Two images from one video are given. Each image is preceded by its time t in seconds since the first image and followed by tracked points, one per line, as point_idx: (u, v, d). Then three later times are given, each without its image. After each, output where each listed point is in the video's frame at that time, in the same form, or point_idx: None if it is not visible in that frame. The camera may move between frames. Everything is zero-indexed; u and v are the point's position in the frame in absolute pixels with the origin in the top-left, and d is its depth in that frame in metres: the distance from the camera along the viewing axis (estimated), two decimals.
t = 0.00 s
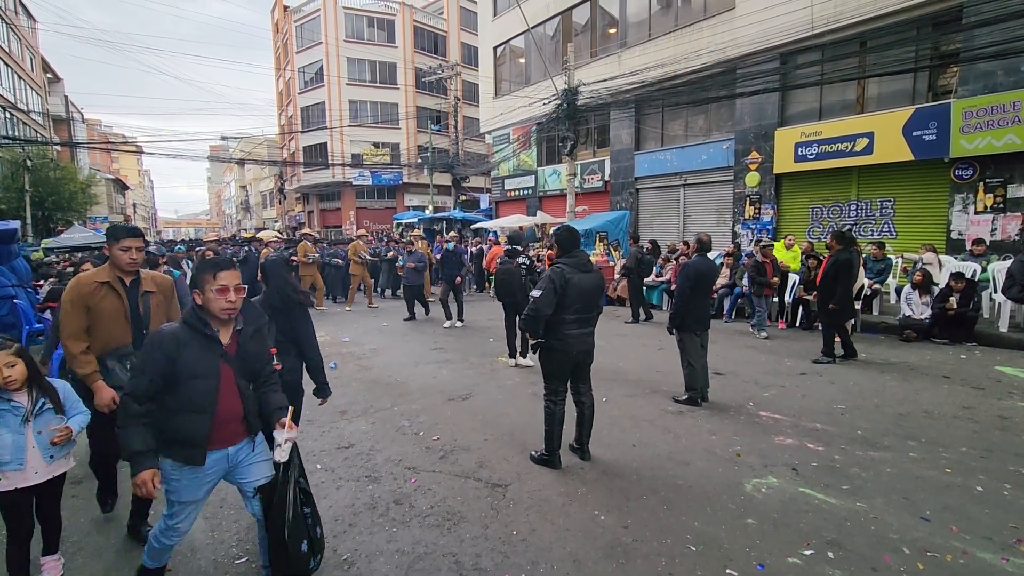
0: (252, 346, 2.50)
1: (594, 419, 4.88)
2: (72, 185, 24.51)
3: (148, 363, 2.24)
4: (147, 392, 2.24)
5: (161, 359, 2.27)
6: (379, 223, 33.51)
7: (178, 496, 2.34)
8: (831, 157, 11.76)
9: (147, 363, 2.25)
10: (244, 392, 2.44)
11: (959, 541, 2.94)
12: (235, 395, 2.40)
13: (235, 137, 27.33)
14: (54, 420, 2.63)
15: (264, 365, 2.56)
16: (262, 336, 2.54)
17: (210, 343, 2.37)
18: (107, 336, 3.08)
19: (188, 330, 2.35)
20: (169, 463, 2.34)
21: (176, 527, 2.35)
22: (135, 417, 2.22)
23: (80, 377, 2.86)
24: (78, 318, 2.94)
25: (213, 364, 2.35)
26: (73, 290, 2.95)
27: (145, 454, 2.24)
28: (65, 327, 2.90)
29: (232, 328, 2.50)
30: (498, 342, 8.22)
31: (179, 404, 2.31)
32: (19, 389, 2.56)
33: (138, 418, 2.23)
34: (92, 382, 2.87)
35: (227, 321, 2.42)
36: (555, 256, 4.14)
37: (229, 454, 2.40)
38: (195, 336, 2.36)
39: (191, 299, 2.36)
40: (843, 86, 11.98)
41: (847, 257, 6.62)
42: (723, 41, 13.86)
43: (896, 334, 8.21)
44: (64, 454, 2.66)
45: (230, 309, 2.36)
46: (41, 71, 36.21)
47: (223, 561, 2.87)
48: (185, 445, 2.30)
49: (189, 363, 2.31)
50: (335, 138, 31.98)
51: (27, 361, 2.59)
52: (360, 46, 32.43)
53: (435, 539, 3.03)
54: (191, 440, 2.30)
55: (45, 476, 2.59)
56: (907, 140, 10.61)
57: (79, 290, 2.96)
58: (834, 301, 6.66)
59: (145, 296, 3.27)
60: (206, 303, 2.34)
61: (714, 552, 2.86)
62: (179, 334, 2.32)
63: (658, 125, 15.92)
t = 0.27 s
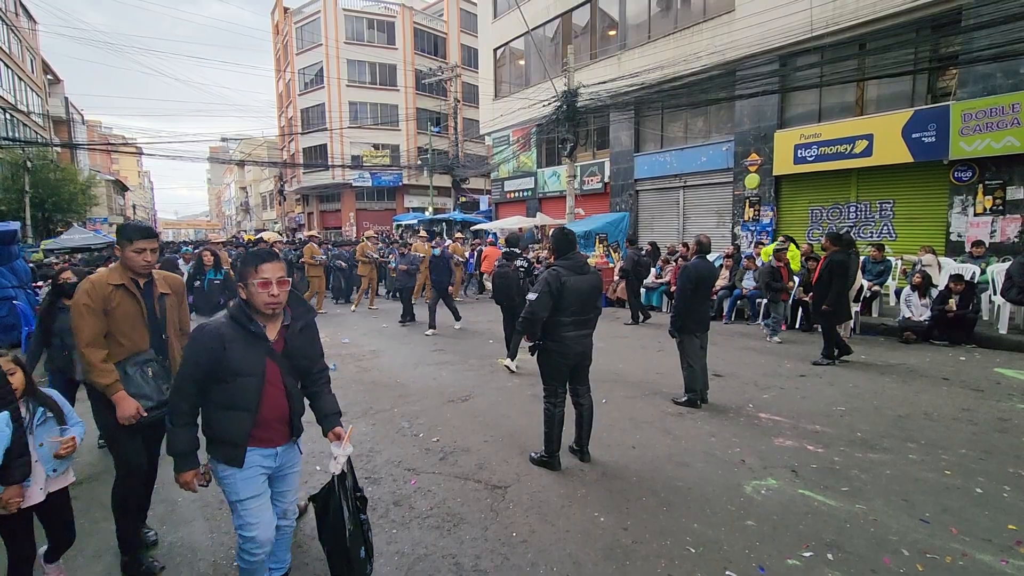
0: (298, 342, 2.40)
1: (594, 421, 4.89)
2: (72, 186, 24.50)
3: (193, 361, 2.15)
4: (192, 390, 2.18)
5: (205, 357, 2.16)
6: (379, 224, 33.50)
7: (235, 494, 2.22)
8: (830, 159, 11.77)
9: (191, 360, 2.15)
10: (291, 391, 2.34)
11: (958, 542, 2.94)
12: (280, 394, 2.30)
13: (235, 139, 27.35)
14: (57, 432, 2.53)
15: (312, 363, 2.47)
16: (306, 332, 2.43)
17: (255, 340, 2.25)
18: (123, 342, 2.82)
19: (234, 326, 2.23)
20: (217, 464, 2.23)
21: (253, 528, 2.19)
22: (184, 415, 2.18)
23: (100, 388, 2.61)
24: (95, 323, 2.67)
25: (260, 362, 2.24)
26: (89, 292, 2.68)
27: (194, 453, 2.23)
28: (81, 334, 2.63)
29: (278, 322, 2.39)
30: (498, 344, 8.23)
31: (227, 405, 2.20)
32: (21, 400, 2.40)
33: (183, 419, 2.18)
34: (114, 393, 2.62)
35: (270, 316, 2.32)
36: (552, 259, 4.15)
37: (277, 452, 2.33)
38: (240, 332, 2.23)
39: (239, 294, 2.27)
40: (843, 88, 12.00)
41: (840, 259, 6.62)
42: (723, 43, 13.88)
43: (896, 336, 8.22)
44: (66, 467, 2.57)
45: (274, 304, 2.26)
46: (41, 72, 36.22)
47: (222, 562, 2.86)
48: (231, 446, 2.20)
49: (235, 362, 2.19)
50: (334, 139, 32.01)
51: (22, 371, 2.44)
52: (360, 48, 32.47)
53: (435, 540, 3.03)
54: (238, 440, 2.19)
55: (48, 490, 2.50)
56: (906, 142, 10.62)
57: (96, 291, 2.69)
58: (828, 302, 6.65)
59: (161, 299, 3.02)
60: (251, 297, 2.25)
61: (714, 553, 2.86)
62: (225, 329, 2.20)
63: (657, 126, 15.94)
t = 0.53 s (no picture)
0: (339, 360, 2.24)
1: (594, 423, 4.89)
2: (72, 188, 24.49)
3: (228, 388, 2.01)
4: (228, 419, 2.02)
5: (242, 384, 2.02)
6: (379, 226, 33.51)
7: (293, 524, 2.11)
8: (830, 161, 11.77)
9: (226, 387, 2.01)
10: (336, 413, 2.20)
11: (959, 545, 2.93)
12: (325, 416, 2.17)
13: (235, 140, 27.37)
14: (59, 453, 2.31)
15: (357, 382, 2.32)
16: (347, 349, 2.27)
17: (293, 363, 2.09)
18: (151, 359, 2.62)
19: (269, 348, 2.07)
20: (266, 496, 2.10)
21: (319, 556, 2.11)
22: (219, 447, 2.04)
23: (137, 407, 2.38)
24: (122, 339, 2.47)
25: (301, 386, 2.09)
26: (110, 304, 2.48)
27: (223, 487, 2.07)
28: (110, 351, 2.42)
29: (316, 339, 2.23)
30: (497, 346, 8.23)
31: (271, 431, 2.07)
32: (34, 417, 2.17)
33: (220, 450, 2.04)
34: (151, 411, 2.39)
35: (307, 336, 2.15)
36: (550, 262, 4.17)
37: (325, 476, 2.22)
38: (276, 354, 2.07)
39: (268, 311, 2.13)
40: (843, 91, 12.01)
41: (837, 261, 6.68)
42: (723, 46, 13.91)
43: (896, 339, 8.22)
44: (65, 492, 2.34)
45: (309, 324, 2.10)
46: (42, 74, 36.23)
47: (221, 564, 2.86)
48: (275, 477, 2.07)
49: (273, 388, 2.04)
50: (335, 141, 32.06)
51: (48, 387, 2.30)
52: (361, 50, 32.52)
53: (434, 542, 3.03)
54: (282, 470, 2.07)
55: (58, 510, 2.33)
56: (907, 145, 10.63)
57: (119, 303, 2.50)
58: (825, 304, 6.66)
59: (183, 307, 2.84)
60: (283, 316, 2.10)
61: (713, 556, 2.86)
62: (261, 352, 2.05)
63: (658, 129, 15.95)
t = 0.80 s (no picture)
0: (385, 358, 2.14)
1: (595, 426, 4.89)
2: (74, 190, 24.56)
3: (276, 398, 1.84)
4: (276, 433, 1.85)
5: (293, 391, 1.87)
6: (380, 228, 33.55)
7: (334, 546, 2.00)
8: (830, 164, 11.80)
9: (273, 397, 1.85)
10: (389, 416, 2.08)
11: (959, 549, 2.93)
12: (378, 421, 2.04)
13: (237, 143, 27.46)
14: (99, 466, 2.21)
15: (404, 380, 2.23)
16: (394, 346, 2.19)
17: (343, 365, 1.98)
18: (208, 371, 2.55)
19: (316, 350, 1.94)
20: (319, 510, 1.99)
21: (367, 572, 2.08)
22: (271, 462, 1.86)
23: (201, 420, 2.30)
24: (185, 347, 2.39)
25: (352, 389, 1.97)
26: (174, 313, 2.42)
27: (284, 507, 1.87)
28: (172, 360, 2.33)
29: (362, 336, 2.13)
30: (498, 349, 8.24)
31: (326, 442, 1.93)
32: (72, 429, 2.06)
33: (272, 468, 1.86)
34: (216, 423, 2.33)
35: (353, 334, 2.05)
36: (550, 265, 4.18)
37: (379, 487, 2.07)
38: (323, 357, 1.95)
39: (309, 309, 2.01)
40: (843, 95, 12.04)
41: (835, 264, 6.71)
42: (724, 49, 13.95)
43: (897, 342, 8.23)
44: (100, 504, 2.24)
45: (358, 320, 2.00)
46: (44, 77, 36.36)
47: (222, 567, 2.86)
48: (330, 488, 1.96)
49: (323, 394, 1.91)
50: (336, 144, 32.14)
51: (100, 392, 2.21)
52: (362, 54, 32.60)
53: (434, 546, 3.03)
54: (337, 481, 1.95)
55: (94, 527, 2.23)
56: (907, 148, 10.65)
57: (181, 311, 2.43)
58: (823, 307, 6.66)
59: (235, 319, 2.81)
60: (328, 313, 1.99)
61: (714, 560, 2.86)
62: (307, 356, 1.91)
63: (658, 132, 15.98)
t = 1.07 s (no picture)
0: (449, 380, 2.00)
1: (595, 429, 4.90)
2: (76, 193, 24.64)
3: (342, 416, 1.71)
4: (344, 455, 1.70)
5: (356, 409, 1.73)
6: (381, 231, 33.59)
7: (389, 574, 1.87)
8: (831, 168, 11.82)
9: (343, 415, 1.71)
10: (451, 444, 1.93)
11: (960, 553, 2.93)
12: (440, 449, 1.89)
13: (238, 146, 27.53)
14: (129, 482, 2.23)
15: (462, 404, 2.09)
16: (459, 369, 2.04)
17: (410, 384, 1.83)
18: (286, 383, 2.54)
19: (384, 368, 1.81)
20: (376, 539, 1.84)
21: None
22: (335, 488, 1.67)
23: (268, 441, 2.29)
24: (272, 359, 2.39)
25: (417, 411, 1.82)
26: (270, 323, 2.44)
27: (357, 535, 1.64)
28: (258, 374, 2.32)
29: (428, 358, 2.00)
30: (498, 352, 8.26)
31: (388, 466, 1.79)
32: (102, 444, 2.06)
33: (335, 492, 1.67)
34: (280, 446, 2.32)
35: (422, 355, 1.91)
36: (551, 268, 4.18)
37: (432, 521, 1.92)
38: (390, 375, 1.81)
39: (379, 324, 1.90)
40: (843, 98, 12.06)
41: (834, 267, 6.71)
42: (724, 53, 13.99)
43: (898, 346, 8.23)
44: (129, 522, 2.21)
45: (427, 342, 1.87)
46: (47, 80, 36.50)
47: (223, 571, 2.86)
48: (389, 517, 1.80)
49: (389, 415, 1.77)
50: (337, 147, 32.23)
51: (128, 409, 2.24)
52: (363, 57, 32.69)
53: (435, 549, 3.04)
54: (399, 510, 1.80)
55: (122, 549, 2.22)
56: (907, 152, 10.66)
57: (276, 322, 2.46)
58: (821, 309, 6.68)
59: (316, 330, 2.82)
60: (398, 329, 1.88)
61: (715, 564, 2.86)
62: (376, 372, 1.79)
63: (659, 135, 16.00)
